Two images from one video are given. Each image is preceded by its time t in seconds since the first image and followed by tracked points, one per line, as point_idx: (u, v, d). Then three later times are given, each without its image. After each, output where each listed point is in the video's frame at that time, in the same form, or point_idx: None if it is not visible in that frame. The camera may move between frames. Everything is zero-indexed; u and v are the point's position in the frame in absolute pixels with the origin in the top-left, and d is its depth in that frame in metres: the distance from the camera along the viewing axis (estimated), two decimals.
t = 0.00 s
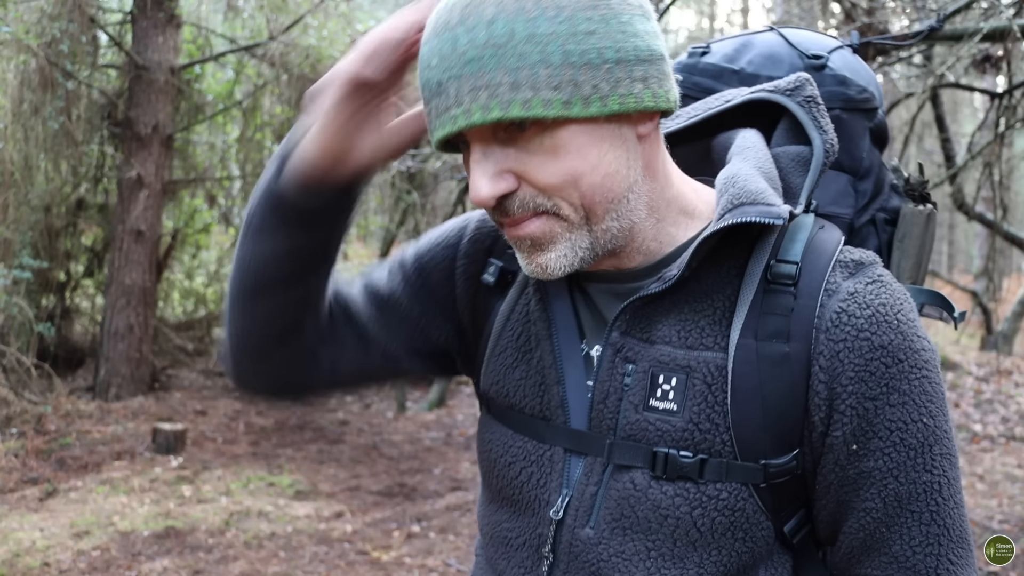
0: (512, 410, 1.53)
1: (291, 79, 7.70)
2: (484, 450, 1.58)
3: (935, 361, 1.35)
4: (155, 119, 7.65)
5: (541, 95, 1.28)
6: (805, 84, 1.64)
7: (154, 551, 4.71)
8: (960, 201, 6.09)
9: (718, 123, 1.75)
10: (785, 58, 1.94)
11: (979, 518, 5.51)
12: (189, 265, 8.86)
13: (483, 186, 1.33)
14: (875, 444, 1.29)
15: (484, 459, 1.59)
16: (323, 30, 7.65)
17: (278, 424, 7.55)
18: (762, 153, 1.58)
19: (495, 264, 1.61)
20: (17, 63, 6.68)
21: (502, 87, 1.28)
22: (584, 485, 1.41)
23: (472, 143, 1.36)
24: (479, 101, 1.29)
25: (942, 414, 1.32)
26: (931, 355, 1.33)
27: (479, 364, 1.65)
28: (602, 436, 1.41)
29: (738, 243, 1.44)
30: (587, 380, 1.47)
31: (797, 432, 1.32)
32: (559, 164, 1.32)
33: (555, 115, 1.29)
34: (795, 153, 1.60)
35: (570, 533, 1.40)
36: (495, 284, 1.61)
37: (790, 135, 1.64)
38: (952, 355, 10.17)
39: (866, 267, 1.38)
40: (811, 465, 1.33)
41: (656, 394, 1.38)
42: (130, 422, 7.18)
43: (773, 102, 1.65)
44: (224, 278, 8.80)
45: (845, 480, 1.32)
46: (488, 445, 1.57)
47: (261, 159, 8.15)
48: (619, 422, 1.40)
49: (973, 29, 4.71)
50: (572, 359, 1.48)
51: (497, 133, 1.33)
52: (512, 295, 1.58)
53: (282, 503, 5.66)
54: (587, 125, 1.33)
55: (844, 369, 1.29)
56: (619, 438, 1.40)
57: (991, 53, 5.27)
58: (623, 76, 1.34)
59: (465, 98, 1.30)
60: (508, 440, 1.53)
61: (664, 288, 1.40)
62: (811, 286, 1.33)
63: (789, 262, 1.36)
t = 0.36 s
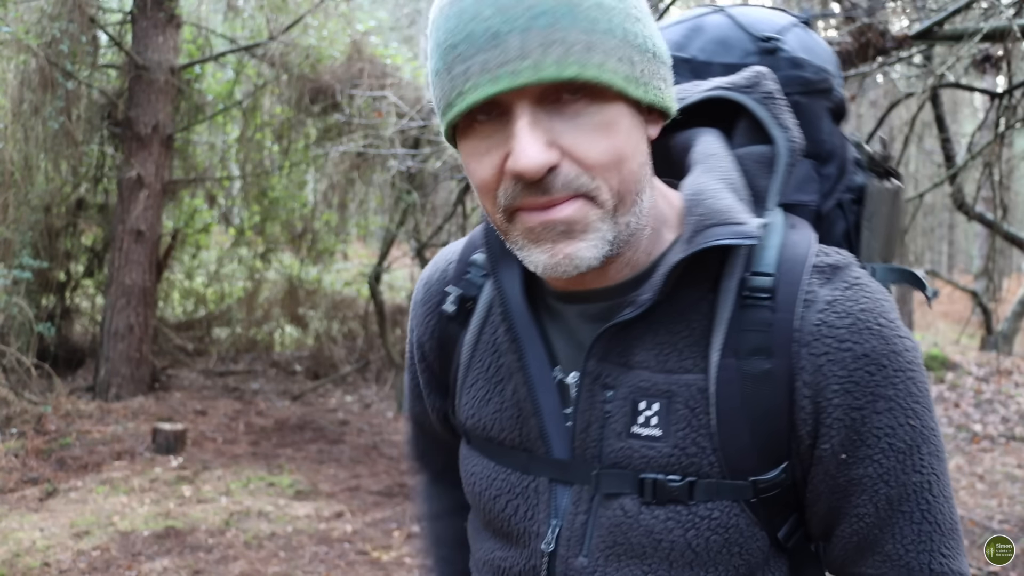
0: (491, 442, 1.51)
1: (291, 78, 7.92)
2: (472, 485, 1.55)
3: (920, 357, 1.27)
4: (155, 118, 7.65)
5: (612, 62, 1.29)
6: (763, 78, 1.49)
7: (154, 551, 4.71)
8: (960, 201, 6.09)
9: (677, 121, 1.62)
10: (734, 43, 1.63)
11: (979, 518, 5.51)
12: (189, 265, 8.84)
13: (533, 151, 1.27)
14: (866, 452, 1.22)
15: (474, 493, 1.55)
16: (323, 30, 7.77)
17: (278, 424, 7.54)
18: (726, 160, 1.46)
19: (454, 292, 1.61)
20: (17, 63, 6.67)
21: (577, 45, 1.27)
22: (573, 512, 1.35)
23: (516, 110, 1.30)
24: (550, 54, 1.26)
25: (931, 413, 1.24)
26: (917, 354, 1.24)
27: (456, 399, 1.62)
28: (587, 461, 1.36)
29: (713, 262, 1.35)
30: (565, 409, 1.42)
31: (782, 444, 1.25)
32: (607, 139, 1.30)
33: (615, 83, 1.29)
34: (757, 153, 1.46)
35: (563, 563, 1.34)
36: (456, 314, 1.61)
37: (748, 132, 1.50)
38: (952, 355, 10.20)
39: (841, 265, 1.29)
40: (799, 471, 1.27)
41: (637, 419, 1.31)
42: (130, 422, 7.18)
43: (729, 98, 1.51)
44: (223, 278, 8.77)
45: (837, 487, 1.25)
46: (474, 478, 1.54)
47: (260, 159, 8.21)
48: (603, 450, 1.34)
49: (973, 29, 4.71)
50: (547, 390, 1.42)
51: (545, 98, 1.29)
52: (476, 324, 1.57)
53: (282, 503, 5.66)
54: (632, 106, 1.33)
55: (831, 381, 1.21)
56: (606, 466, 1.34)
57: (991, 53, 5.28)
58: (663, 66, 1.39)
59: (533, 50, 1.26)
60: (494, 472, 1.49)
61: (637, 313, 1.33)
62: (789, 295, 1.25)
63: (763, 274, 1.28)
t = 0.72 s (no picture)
0: (479, 450, 1.64)
1: (291, 78, 7.92)
2: (464, 489, 1.68)
3: (890, 367, 1.30)
4: (155, 118, 7.64)
5: (576, 72, 1.46)
6: (721, 81, 1.47)
7: (154, 551, 4.71)
8: (959, 201, 6.10)
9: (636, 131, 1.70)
10: (709, 35, 1.75)
11: (979, 518, 5.50)
12: (189, 265, 8.83)
13: (505, 159, 1.41)
14: (825, 466, 1.28)
15: (465, 496, 1.68)
16: (322, 30, 7.78)
17: (278, 424, 7.54)
18: (678, 174, 1.51)
19: (435, 306, 1.78)
20: (17, 63, 6.65)
21: (544, 58, 1.44)
22: (550, 521, 1.47)
23: (488, 122, 1.44)
24: (522, 62, 1.43)
25: (899, 424, 1.27)
26: (881, 365, 1.27)
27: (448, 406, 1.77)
28: (561, 473, 1.48)
29: (664, 279, 1.43)
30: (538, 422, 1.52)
31: (745, 457, 1.32)
32: (573, 144, 1.45)
33: (581, 91, 1.46)
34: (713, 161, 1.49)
35: (542, 570, 1.46)
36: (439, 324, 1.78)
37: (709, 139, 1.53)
38: (952, 355, 10.19)
39: (795, 279, 1.35)
40: (767, 484, 1.35)
41: (603, 435, 1.41)
42: (130, 422, 7.18)
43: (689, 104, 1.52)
44: (224, 278, 8.76)
45: (804, 501, 1.31)
46: (465, 481, 1.68)
47: (261, 159, 8.21)
48: (575, 464, 1.45)
49: (973, 30, 4.71)
50: (520, 401, 1.54)
51: (514, 109, 1.45)
52: (457, 341, 1.71)
53: (282, 503, 5.66)
54: (592, 117, 1.50)
55: (784, 397, 1.27)
56: (576, 480, 1.45)
57: (992, 53, 5.28)
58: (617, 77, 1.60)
59: (505, 62, 1.42)
60: (481, 479, 1.62)
61: (592, 332, 1.43)
62: (743, 312, 1.31)
63: (715, 290, 1.34)
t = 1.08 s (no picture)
0: (494, 448, 1.65)
1: (291, 78, 7.92)
2: (477, 488, 1.69)
3: (912, 366, 1.33)
4: (155, 119, 7.65)
5: (617, 62, 1.47)
6: (747, 81, 1.49)
7: (154, 551, 4.71)
8: (960, 201, 6.11)
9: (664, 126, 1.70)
10: (729, 38, 1.75)
11: (979, 518, 5.50)
12: (189, 265, 8.83)
13: (544, 145, 1.42)
14: (847, 461, 1.31)
15: (478, 493, 1.69)
16: (323, 30, 7.77)
17: (278, 424, 7.55)
18: (706, 169, 1.54)
19: (455, 303, 1.76)
20: (17, 63, 6.65)
21: (587, 46, 1.45)
22: (570, 518, 1.49)
23: (528, 107, 1.45)
24: (564, 49, 1.43)
25: (921, 423, 1.31)
26: (905, 364, 1.31)
27: (464, 402, 1.76)
28: (582, 468, 1.50)
29: (691, 273, 1.46)
30: (560, 417, 1.53)
31: (769, 451, 1.36)
32: (610, 133, 1.46)
33: (620, 81, 1.47)
34: (740, 158, 1.52)
35: (561, 566, 1.48)
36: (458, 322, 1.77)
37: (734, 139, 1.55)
38: (952, 355, 10.19)
39: (824, 276, 1.37)
40: (788, 478, 1.38)
41: (627, 429, 1.44)
42: (130, 422, 7.18)
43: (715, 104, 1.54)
44: (223, 278, 8.77)
45: (824, 496, 1.35)
46: (479, 480, 1.68)
47: (261, 159, 8.21)
48: (597, 458, 1.47)
49: (973, 30, 4.71)
50: (543, 397, 1.54)
51: (554, 96, 1.46)
52: (477, 334, 1.71)
53: (282, 503, 5.66)
54: (629, 109, 1.51)
55: (809, 391, 1.30)
56: (597, 475, 1.47)
57: (992, 54, 5.28)
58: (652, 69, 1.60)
59: (547, 48, 1.43)
60: (496, 477, 1.63)
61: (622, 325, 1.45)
62: (769, 308, 1.34)
63: (743, 285, 1.37)
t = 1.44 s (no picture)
0: (510, 454, 1.65)
1: (291, 79, 7.92)
2: (494, 495, 1.69)
3: (925, 363, 1.35)
4: (155, 119, 7.65)
5: (635, 68, 1.49)
6: (759, 89, 1.50)
7: (154, 551, 4.72)
8: (960, 201, 6.11)
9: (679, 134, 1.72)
10: (733, 48, 1.76)
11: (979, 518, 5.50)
12: (189, 265, 8.84)
13: (565, 151, 1.43)
14: (867, 458, 1.34)
15: (495, 501, 1.70)
16: (322, 30, 7.78)
17: (278, 424, 7.55)
18: (723, 174, 1.54)
19: (469, 312, 1.77)
20: (17, 63, 6.65)
21: (605, 53, 1.47)
22: (590, 522, 1.50)
23: (548, 113, 1.47)
24: (584, 56, 1.45)
25: (937, 419, 1.33)
26: (920, 361, 1.33)
27: (476, 411, 1.77)
28: (602, 471, 1.50)
29: (710, 276, 1.48)
30: (580, 422, 1.55)
31: (788, 450, 1.38)
32: (629, 138, 1.48)
33: (639, 87, 1.48)
34: (755, 164, 1.53)
35: (584, 570, 1.49)
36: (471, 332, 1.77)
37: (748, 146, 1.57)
38: (952, 355, 10.18)
39: (839, 278, 1.40)
40: (808, 476, 1.40)
41: (649, 430, 1.45)
42: (130, 422, 7.18)
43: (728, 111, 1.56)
44: (223, 278, 8.78)
45: (844, 492, 1.38)
46: (495, 488, 1.68)
47: (261, 159, 8.22)
48: (618, 460, 1.49)
49: (973, 30, 4.72)
50: (562, 402, 1.56)
51: (574, 102, 1.48)
52: (492, 343, 1.71)
53: (282, 503, 5.67)
54: (647, 114, 1.52)
55: (830, 390, 1.32)
56: (618, 477, 1.48)
57: (991, 54, 5.28)
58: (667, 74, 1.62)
59: (567, 55, 1.45)
60: (514, 484, 1.64)
61: (643, 329, 1.46)
62: (789, 309, 1.36)
63: (762, 287, 1.39)
